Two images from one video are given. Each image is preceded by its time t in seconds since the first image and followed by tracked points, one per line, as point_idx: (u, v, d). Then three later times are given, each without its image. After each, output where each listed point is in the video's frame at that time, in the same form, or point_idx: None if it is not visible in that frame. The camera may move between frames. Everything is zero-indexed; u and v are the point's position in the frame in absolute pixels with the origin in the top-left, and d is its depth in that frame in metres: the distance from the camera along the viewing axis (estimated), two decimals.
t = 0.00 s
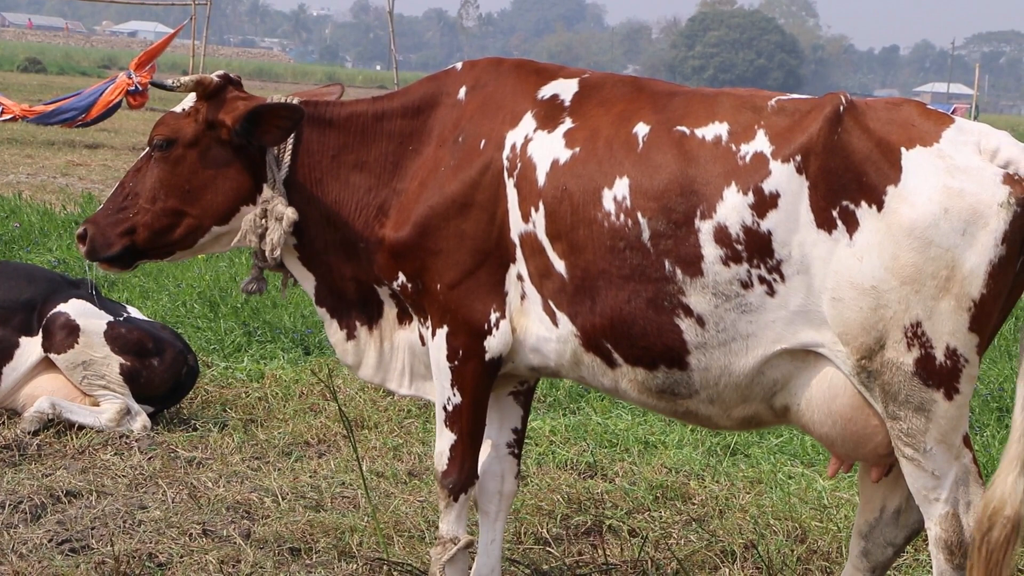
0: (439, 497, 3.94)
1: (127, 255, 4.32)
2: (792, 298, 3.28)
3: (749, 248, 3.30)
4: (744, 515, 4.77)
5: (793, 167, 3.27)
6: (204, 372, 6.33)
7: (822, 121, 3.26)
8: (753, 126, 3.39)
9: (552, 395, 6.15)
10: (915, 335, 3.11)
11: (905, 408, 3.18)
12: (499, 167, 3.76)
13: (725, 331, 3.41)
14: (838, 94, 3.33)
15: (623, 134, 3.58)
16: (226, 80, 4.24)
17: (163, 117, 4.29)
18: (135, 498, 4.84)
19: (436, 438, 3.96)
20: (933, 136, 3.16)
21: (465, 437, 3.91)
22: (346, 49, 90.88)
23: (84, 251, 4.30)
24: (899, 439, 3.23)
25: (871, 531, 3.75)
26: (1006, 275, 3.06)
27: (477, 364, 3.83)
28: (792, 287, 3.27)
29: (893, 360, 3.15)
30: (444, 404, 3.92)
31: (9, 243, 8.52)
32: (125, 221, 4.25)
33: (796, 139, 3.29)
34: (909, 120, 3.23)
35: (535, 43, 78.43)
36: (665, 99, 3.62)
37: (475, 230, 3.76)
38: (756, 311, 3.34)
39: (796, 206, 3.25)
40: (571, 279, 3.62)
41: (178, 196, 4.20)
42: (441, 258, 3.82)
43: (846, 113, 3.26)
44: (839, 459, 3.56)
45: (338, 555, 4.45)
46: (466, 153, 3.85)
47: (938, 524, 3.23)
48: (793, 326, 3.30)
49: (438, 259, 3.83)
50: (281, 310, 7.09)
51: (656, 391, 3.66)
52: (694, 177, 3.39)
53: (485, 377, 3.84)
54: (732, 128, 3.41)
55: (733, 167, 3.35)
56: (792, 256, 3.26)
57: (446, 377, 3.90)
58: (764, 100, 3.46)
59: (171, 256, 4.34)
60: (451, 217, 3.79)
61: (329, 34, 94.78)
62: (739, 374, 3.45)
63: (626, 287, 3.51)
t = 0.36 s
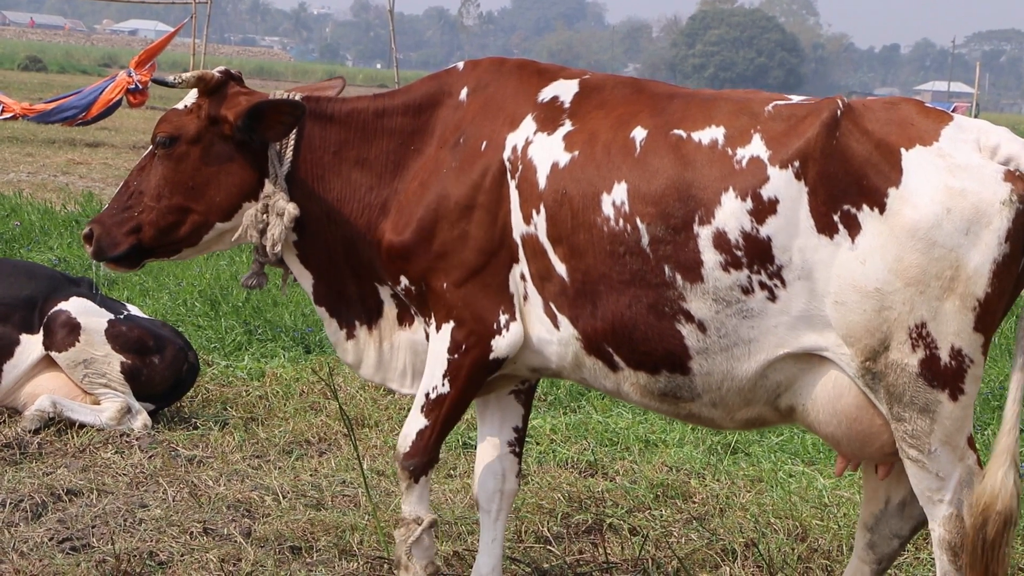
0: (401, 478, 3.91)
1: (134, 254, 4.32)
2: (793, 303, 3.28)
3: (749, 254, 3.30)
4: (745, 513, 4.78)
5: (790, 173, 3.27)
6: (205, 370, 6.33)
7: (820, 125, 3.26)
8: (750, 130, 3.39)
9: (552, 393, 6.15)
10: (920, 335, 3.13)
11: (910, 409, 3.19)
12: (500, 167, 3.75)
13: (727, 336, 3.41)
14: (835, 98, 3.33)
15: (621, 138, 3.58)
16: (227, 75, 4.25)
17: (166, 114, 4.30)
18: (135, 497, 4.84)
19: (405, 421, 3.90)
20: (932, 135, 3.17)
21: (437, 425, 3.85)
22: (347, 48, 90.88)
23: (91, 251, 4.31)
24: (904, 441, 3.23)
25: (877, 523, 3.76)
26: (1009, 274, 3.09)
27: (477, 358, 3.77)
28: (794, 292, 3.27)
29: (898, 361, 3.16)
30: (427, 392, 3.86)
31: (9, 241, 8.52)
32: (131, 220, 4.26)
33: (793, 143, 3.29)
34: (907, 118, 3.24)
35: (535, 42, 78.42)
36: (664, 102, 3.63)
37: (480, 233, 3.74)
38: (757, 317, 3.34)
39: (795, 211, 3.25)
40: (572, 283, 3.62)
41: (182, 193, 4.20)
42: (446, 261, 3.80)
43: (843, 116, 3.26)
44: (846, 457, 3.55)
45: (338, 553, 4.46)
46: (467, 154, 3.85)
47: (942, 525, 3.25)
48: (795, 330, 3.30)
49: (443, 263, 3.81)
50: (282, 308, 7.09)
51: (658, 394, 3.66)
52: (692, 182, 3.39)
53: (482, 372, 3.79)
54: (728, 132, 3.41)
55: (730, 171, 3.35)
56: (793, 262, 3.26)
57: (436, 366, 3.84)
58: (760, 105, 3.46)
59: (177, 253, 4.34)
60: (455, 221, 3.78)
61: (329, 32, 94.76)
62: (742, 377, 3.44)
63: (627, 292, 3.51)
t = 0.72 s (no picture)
0: (431, 484, 3.93)
1: (131, 256, 4.30)
2: (794, 305, 3.28)
3: (749, 257, 3.30)
4: (742, 512, 4.77)
5: (788, 177, 3.26)
6: (202, 369, 6.33)
7: (814, 130, 3.26)
8: (746, 135, 3.37)
9: (550, 392, 6.15)
10: (922, 333, 3.13)
11: (910, 407, 3.19)
12: (497, 165, 3.75)
13: (728, 337, 3.41)
14: (830, 102, 3.32)
15: (619, 139, 3.58)
16: (221, 74, 4.26)
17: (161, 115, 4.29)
18: (133, 495, 4.84)
19: (426, 426, 3.94)
20: (929, 132, 3.17)
21: (457, 424, 3.88)
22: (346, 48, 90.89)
23: (87, 253, 4.28)
24: (904, 438, 3.23)
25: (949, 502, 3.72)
26: (1011, 268, 3.08)
27: (474, 351, 3.80)
28: (794, 295, 3.27)
29: (899, 358, 3.16)
30: (438, 392, 3.90)
31: (7, 240, 8.53)
32: (128, 221, 4.24)
33: (789, 147, 3.28)
34: (903, 115, 3.24)
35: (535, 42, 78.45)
36: (661, 103, 3.62)
37: (473, 226, 3.75)
38: (757, 319, 3.35)
39: (794, 215, 3.25)
40: (571, 282, 3.62)
41: (179, 193, 4.19)
42: (438, 253, 3.80)
43: (838, 118, 3.25)
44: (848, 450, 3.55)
45: (336, 552, 4.46)
46: (463, 149, 3.84)
47: (939, 523, 3.26)
48: (796, 331, 3.30)
49: (434, 255, 3.81)
50: (279, 307, 7.09)
51: (659, 394, 3.66)
52: (690, 184, 3.38)
53: (481, 364, 3.81)
54: (726, 136, 3.40)
55: (728, 175, 3.34)
56: (792, 265, 3.26)
57: (441, 365, 3.88)
58: (756, 109, 3.44)
59: (175, 255, 4.32)
60: (446, 212, 3.78)
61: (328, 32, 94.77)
62: (745, 376, 3.45)
63: (627, 293, 3.51)
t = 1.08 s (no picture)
0: (437, 488, 3.93)
1: (121, 259, 4.27)
2: (784, 300, 3.29)
3: (740, 252, 3.30)
4: (730, 511, 4.78)
5: (780, 172, 3.26)
6: (189, 369, 6.32)
7: (807, 124, 3.26)
8: (740, 130, 3.38)
9: (537, 391, 6.15)
10: (911, 328, 3.14)
11: (899, 401, 3.20)
12: (488, 163, 3.75)
13: (719, 332, 3.41)
14: (822, 96, 3.33)
15: (612, 135, 3.57)
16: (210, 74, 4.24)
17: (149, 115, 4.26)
18: (120, 495, 4.84)
19: (430, 430, 3.93)
20: (920, 127, 3.18)
21: (459, 427, 3.89)
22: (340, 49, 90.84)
23: (77, 256, 4.25)
24: (892, 433, 3.24)
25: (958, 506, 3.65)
26: (1001, 264, 3.08)
27: (467, 352, 3.79)
28: (784, 290, 3.28)
29: (888, 352, 3.18)
30: (438, 395, 3.89)
31: None
32: (119, 223, 4.22)
33: (781, 143, 3.28)
34: (893, 110, 3.25)
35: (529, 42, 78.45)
36: (653, 100, 3.62)
37: (464, 222, 3.74)
38: (749, 313, 3.35)
39: (786, 210, 3.25)
40: (562, 278, 3.61)
41: (171, 194, 4.18)
42: (429, 250, 3.78)
43: (831, 113, 3.26)
44: (834, 446, 3.55)
45: (323, 551, 4.45)
46: (452, 146, 3.83)
47: (924, 518, 3.26)
48: (787, 326, 3.31)
49: (424, 252, 3.80)
50: (266, 307, 7.09)
51: (649, 390, 3.66)
52: (683, 179, 3.38)
53: (477, 365, 3.81)
54: (719, 131, 3.40)
55: (721, 170, 3.34)
56: (783, 260, 3.27)
57: (435, 368, 3.87)
58: (749, 104, 3.44)
59: (165, 257, 4.31)
60: (437, 209, 3.76)
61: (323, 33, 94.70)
62: (733, 372, 3.45)
63: (618, 288, 3.51)
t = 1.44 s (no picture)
0: (423, 489, 3.92)
1: (106, 272, 4.21)
2: (772, 299, 3.28)
3: (729, 251, 3.29)
4: (713, 510, 4.78)
5: (768, 171, 3.26)
6: (173, 369, 6.31)
7: (795, 123, 3.25)
8: (726, 128, 3.37)
9: (520, 391, 6.14)
10: (899, 326, 3.14)
11: (886, 399, 3.21)
12: (471, 161, 3.74)
13: (706, 331, 3.41)
14: (808, 96, 3.33)
15: (598, 132, 3.57)
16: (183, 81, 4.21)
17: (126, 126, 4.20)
18: (103, 495, 4.83)
19: (415, 431, 3.94)
20: (906, 126, 3.19)
21: (443, 427, 3.89)
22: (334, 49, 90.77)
23: (61, 272, 4.18)
24: (877, 431, 3.25)
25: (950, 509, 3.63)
26: (988, 262, 3.11)
27: (449, 352, 3.79)
28: (772, 289, 3.27)
29: (875, 350, 3.18)
30: (420, 396, 3.91)
31: None
32: (102, 236, 4.16)
33: (769, 141, 3.28)
34: (879, 109, 3.25)
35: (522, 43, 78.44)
36: (638, 98, 3.62)
37: (446, 221, 3.73)
38: (736, 312, 3.35)
39: (774, 209, 3.24)
40: (548, 275, 3.59)
41: (155, 204, 4.13)
42: (412, 250, 3.78)
43: (817, 112, 3.26)
44: (823, 445, 3.57)
45: (307, 551, 4.44)
46: (434, 145, 3.82)
47: (909, 516, 3.27)
48: (774, 325, 3.31)
49: (407, 252, 3.79)
50: (250, 307, 7.09)
51: (636, 388, 3.65)
52: (671, 177, 3.37)
53: (458, 366, 3.80)
54: (706, 130, 3.39)
55: (708, 168, 3.33)
56: (771, 259, 3.25)
57: (417, 369, 3.88)
58: (735, 103, 3.44)
59: (149, 267, 4.26)
60: (419, 209, 3.76)
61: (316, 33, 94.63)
62: (721, 371, 3.45)
63: (605, 286, 3.49)
